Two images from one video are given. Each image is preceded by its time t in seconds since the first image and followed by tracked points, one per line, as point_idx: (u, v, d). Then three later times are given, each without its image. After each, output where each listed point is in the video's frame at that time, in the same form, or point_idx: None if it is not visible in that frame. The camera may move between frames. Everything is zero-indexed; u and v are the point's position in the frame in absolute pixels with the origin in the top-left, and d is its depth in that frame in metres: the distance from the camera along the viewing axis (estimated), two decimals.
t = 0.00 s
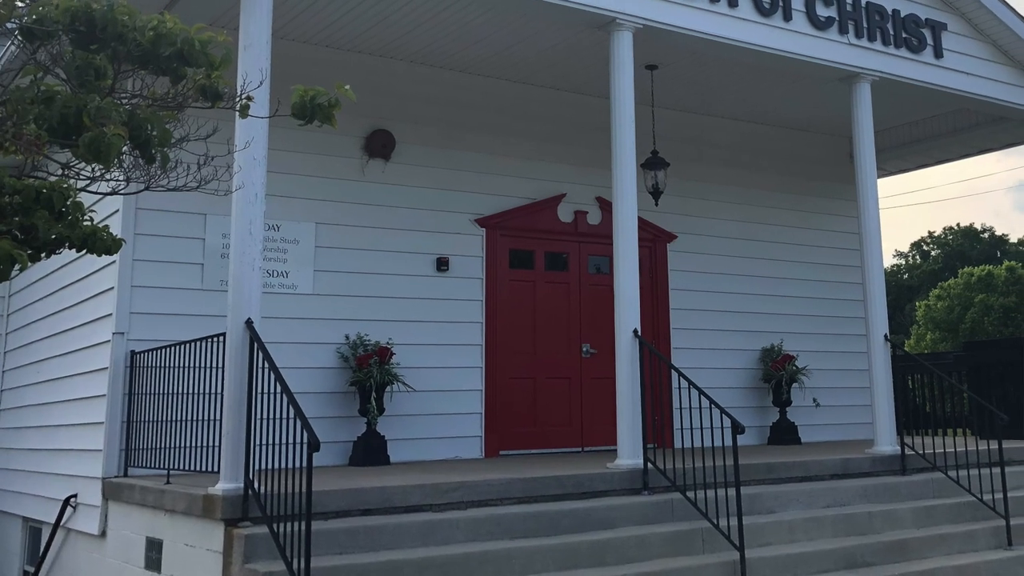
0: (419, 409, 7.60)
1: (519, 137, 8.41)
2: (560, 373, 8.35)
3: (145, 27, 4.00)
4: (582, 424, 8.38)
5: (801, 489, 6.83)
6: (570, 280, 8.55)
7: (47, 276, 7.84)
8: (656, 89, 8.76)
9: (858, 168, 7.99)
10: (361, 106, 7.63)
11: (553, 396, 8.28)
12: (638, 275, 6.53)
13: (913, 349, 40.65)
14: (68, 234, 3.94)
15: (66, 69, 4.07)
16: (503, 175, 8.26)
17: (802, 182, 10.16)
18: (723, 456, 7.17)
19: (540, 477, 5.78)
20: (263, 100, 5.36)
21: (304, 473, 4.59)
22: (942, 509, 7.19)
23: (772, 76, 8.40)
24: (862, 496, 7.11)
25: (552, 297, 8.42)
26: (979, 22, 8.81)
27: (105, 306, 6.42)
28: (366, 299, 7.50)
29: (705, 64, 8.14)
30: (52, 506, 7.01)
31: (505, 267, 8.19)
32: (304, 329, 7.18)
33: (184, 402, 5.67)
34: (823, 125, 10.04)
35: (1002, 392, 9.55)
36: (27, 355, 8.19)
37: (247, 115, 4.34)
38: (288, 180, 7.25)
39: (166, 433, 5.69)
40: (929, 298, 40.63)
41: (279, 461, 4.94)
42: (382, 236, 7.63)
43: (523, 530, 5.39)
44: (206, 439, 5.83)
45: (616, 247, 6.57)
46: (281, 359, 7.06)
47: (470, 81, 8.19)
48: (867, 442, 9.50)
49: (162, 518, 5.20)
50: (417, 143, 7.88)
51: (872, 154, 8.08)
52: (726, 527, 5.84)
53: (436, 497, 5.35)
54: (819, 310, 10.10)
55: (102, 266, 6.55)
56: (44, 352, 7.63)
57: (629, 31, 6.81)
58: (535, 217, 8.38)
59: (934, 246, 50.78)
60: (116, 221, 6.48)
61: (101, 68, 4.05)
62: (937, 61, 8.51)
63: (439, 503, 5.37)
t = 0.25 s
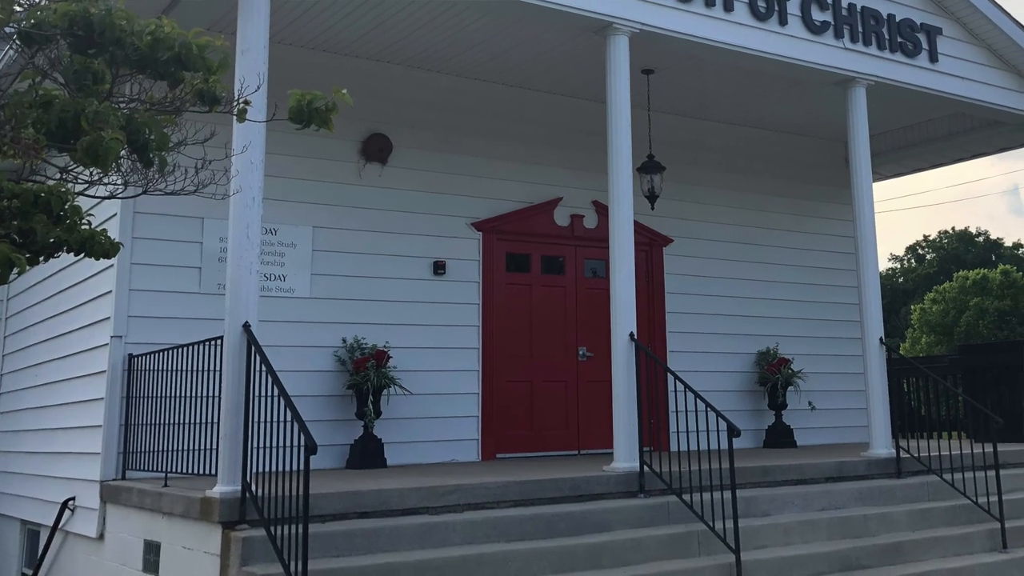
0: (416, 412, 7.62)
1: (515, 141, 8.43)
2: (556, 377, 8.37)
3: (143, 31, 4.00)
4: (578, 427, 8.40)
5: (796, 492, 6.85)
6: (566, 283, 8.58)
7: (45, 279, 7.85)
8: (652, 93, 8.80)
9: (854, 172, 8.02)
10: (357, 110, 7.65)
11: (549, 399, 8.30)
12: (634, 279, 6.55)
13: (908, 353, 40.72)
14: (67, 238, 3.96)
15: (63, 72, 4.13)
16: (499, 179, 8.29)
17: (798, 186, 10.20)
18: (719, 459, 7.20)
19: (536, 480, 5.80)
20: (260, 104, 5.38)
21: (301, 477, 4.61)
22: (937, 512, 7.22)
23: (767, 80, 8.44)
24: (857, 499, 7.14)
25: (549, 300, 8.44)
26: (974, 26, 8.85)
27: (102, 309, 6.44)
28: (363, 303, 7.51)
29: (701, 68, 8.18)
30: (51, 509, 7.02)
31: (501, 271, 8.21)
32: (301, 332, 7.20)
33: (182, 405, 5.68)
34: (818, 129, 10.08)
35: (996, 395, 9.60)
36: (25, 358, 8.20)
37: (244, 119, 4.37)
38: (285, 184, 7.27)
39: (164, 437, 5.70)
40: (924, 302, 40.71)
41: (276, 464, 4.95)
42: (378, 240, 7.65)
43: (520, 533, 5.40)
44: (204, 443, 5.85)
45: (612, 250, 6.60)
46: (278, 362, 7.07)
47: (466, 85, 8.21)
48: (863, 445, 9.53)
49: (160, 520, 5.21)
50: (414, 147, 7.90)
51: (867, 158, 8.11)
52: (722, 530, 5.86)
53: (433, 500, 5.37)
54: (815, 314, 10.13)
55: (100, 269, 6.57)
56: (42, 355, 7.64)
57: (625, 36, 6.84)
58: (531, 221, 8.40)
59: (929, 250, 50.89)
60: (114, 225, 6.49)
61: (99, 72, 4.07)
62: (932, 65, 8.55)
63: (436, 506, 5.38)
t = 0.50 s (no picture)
0: (413, 415, 7.64)
1: (512, 145, 8.46)
2: (552, 380, 8.39)
3: (140, 35, 4.03)
4: (575, 430, 8.42)
5: (792, 495, 6.88)
6: (562, 287, 8.60)
7: (44, 283, 7.86)
8: (649, 97, 8.83)
9: (849, 176, 8.06)
10: (355, 114, 7.67)
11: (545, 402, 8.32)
12: (630, 283, 6.58)
13: (903, 357, 40.81)
14: (65, 241, 3.98)
15: (62, 76, 4.09)
16: (496, 183, 8.31)
17: (793, 190, 10.23)
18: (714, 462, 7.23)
19: (533, 483, 5.82)
20: (257, 108, 5.40)
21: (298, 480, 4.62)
22: (932, 515, 7.24)
23: (763, 84, 8.48)
24: (852, 502, 7.16)
25: (545, 304, 8.47)
26: (969, 31, 8.90)
27: (100, 313, 6.45)
28: (360, 306, 7.53)
29: (697, 73, 8.22)
30: (49, 512, 7.02)
31: (498, 275, 8.23)
32: (298, 336, 7.22)
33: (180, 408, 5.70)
34: (814, 133, 10.12)
35: (991, 398, 9.64)
36: (23, 361, 8.21)
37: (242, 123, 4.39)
38: (282, 188, 7.29)
39: (162, 440, 5.71)
40: (919, 305, 40.80)
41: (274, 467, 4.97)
42: (375, 243, 7.67)
43: (516, 536, 5.42)
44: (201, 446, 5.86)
45: (609, 254, 6.62)
46: (275, 366, 7.09)
47: (463, 89, 8.24)
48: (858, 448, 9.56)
49: (158, 523, 5.22)
50: (411, 151, 7.93)
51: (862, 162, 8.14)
52: (718, 533, 5.88)
53: (429, 503, 5.38)
54: (810, 317, 10.16)
55: (98, 273, 6.58)
56: (40, 358, 7.65)
57: (622, 40, 6.87)
58: (528, 225, 8.43)
59: (924, 253, 51.01)
60: (112, 228, 6.50)
61: (97, 76, 4.05)
62: (927, 70, 8.60)
63: (433, 509, 5.40)
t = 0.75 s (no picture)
0: (410, 418, 7.65)
1: (509, 149, 8.49)
2: (549, 383, 8.41)
3: (138, 40, 4.03)
4: (571, 433, 8.44)
5: (787, 497, 6.90)
6: (559, 290, 8.63)
7: (41, 287, 7.87)
8: (645, 101, 8.87)
9: (845, 180, 8.09)
10: (352, 118, 7.69)
11: (542, 405, 8.34)
12: (626, 286, 6.60)
13: (898, 360, 40.91)
14: (62, 245, 4.00)
15: (60, 80, 4.05)
16: (493, 187, 8.34)
17: (788, 194, 10.27)
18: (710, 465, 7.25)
19: (529, 486, 5.84)
20: (254, 112, 5.42)
21: (295, 482, 4.64)
22: (927, 518, 7.27)
23: (759, 89, 8.52)
24: (848, 505, 7.19)
25: (541, 307, 8.49)
26: (964, 35, 8.95)
27: (98, 316, 6.46)
28: (357, 310, 7.55)
29: (693, 77, 8.25)
30: (47, 515, 7.03)
31: (494, 278, 8.25)
32: (295, 339, 7.23)
33: (178, 412, 5.71)
34: (809, 138, 10.16)
35: (986, 401, 9.69)
36: (21, 364, 8.21)
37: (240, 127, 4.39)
38: (279, 192, 7.31)
39: (160, 443, 5.73)
40: (915, 309, 40.89)
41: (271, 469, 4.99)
42: (372, 247, 7.69)
43: (513, 538, 5.44)
44: (199, 449, 5.88)
45: (604, 257, 6.64)
46: (273, 369, 7.10)
47: (460, 94, 8.27)
48: (853, 451, 9.59)
49: (155, 526, 5.24)
50: (408, 155, 7.95)
51: (857, 166, 8.18)
52: (714, 536, 5.90)
53: (426, 506, 5.40)
54: (806, 320, 10.20)
55: (96, 276, 6.60)
56: (38, 362, 7.65)
57: (618, 45, 6.91)
58: (524, 229, 8.45)
59: (919, 257, 51.13)
60: (110, 232, 6.52)
61: (95, 81, 4.01)
62: (922, 74, 8.64)
63: (430, 511, 5.42)
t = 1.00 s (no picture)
0: (407, 422, 7.67)
1: (505, 153, 8.52)
2: (545, 387, 8.44)
3: (136, 44, 4.05)
4: (567, 436, 8.46)
5: (783, 500, 6.93)
6: (555, 294, 8.65)
7: (39, 291, 7.89)
8: (641, 106, 8.90)
9: (840, 184, 8.13)
10: (349, 123, 7.72)
11: (538, 409, 8.36)
12: (623, 289, 6.62)
13: (893, 363, 41.00)
14: (61, 249, 3.98)
15: (57, 84, 4.06)
16: (489, 191, 8.37)
17: (784, 198, 10.31)
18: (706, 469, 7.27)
19: (526, 489, 5.86)
20: (252, 116, 5.44)
21: (292, 485, 4.66)
22: (922, 520, 7.30)
23: (754, 93, 8.56)
24: (843, 507, 7.21)
25: (537, 311, 8.51)
26: (959, 40, 8.99)
27: (96, 320, 6.47)
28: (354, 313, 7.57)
29: (689, 81, 8.29)
30: (45, 518, 7.04)
31: (491, 282, 8.28)
32: (292, 342, 7.25)
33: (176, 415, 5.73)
34: (804, 142, 10.20)
35: (980, 404, 9.73)
36: (19, 367, 8.22)
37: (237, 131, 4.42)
38: (277, 196, 7.33)
39: (157, 446, 5.74)
40: (910, 313, 40.97)
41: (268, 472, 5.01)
42: (369, 251, 7.71)
43: (509, 541, 5.46)
44: (197, 452, 5.89)
45: (601, 261, 6.66)
46: (270, 372, 7.12)
47: (457, 98, 8.30)
48: (849, 454, 9.62)
49: (153, 528, 5.25)
50: (405, 159, 7.97)
51: (852, 169, 8.21)
52: (710, 538, 5.93)
53: (423, 508, 5.42)
54: (802, 324, 10.23)
55: (93, 280, 6.61)
56: (36, 365, 7.66)
57: (614, 49, 6.94)
58: (521, 232, 8.48)
59: (914, 261, 51.24)
60: (108, 236, 6.53)
61: (93, 85, 4.02)
62: (917, 78, 8.69)
63: (426, 514, 5.43)
